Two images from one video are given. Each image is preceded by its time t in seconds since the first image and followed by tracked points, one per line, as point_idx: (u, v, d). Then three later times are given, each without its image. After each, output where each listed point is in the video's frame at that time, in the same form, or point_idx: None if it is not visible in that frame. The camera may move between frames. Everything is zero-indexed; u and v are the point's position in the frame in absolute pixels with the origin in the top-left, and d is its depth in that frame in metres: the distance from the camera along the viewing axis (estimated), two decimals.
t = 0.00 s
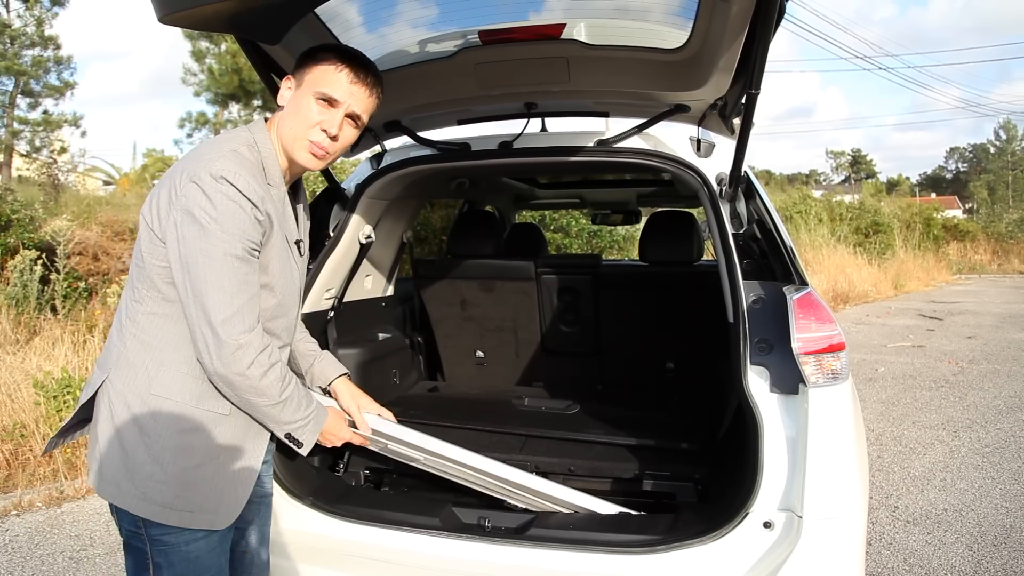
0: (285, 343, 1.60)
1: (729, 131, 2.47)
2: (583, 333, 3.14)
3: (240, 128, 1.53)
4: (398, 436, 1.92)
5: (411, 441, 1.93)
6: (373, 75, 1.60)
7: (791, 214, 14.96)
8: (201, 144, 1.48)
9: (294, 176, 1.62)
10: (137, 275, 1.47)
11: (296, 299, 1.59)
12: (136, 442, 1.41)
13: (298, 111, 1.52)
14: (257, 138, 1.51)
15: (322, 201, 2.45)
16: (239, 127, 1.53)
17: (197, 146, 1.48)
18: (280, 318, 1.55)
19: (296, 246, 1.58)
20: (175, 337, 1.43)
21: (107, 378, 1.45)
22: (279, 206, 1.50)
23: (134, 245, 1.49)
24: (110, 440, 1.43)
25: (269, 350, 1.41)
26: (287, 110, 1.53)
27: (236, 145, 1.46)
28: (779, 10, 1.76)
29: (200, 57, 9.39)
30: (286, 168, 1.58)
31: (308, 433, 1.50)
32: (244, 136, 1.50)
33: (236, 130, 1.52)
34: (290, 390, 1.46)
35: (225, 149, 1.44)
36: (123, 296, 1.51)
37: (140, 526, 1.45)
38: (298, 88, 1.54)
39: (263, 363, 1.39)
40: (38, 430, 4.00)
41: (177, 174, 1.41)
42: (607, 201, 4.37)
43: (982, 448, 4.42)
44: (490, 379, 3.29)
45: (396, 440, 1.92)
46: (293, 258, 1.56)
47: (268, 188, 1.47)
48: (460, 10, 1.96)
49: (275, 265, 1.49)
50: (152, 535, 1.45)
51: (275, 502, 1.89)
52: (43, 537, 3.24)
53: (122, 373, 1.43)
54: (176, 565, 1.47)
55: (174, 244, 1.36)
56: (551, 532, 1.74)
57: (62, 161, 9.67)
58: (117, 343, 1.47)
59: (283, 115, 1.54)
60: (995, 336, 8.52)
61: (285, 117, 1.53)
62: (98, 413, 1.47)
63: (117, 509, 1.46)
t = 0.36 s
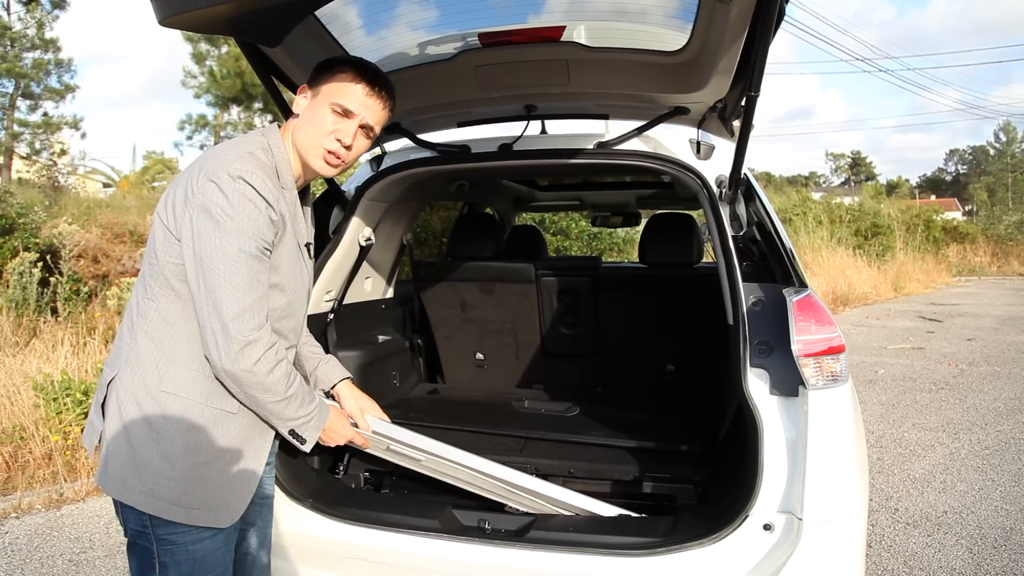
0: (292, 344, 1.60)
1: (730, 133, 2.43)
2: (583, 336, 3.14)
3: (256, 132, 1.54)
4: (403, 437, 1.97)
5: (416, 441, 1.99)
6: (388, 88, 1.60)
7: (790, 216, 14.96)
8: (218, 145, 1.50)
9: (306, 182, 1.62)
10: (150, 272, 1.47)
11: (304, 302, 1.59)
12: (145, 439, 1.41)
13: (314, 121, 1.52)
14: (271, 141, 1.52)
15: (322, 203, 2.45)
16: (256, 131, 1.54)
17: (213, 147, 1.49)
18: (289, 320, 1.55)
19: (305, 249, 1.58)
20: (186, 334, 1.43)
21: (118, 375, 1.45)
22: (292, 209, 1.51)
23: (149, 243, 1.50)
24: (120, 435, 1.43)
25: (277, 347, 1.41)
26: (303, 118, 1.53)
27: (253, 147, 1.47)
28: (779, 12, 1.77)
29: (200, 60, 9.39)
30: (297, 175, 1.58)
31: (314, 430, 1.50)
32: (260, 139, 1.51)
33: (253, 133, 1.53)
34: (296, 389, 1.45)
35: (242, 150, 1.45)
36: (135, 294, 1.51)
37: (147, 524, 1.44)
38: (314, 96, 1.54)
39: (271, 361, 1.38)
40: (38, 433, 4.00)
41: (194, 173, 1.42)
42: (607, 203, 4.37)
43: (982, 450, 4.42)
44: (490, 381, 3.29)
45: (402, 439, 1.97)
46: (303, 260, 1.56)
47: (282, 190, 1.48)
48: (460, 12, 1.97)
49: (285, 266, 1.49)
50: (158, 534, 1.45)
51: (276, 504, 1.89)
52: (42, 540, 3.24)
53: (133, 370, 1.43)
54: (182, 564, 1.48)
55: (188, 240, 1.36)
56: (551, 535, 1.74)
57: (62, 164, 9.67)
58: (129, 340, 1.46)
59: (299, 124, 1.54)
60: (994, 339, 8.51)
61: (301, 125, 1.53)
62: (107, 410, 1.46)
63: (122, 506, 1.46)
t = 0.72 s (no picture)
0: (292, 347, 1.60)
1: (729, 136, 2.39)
2: (582, 337, 3.14)
3: (259, 134, 1.54)
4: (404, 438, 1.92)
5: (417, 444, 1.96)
6: (391, 94, 1.61)
7: (790, 218, 14.97)
8: (220, 147, 1.50)
9: (306, 186, 1.62)
10: (150, 273, 1.47)
11: (305, 303, 1.60)
12: (142, 439, 1.41)
13: (317, 126, 1.52)
14: (273, 144, 1.53)
15: (322, 205, 2.46)
16: (259, 133, 1.55)
17: (215, 148, 1.49)
18: (288, 322, 1.55)
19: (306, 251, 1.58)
20: (185, 335, 1.43)
21: (117, 375, 1.45)
22: (293, 211, 1.51)
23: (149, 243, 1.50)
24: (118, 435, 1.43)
25: (275, 347, 1.41)
26: (305, 123, 1.53)
27: (255, 149, 1.48)
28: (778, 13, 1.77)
29: (200, 61, 9.39)
30: (298, 180, 1.58)
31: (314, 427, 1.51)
32: (262, 141, 1.52)
33: (256, 135, 1.54)
34: (295, 388, 1.45)
35: (244, 152, 1.46)
36: (134, 294, 1.51)
37: (146, 525, 1.44)
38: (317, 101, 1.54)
39: (270, 360, 1.38)
40: (38, 434, 4.00)
41: (196, 173, 1.43)
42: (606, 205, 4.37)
43: (981, 452, 4.42)
44: (489, 383, 3.29)
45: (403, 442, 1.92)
46: (303, 263, 1.56)
47: (283, 192, 1.48)
48: (460, 13, 1.97)
49: (286, 267, 1.49)
50: (157, 535, 1.45)
51: (275, 506, 1.89)
52: (42, 542, 3.24)
53: (131, 369, 1.43)
54: (181, 566, 1.48)
55: (189, 240, 1.37)
56: (551, 537, 1.73)
57: (62, 166, 9.66)
58: (128, 340, 1.46)
59: (301, 128, 1.54)
60: (994, 340, 8.51)
61: (303, 129, 1.53)
62: (106, 410, 1.46)
63: (119, 506, 1.46)
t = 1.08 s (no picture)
0: (287, 349, 1.60)
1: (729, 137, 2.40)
2: (582, 338, 3.14)
3: (248, 136, 1.54)
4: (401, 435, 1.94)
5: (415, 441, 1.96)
6: (382, 88, 1.62)
7: (790, 219, 14.98)
8: (206, 150, 1.49)
9: (300, 186, 1.61)
10: (141, 279, 1.47)
11: (299, 303, 1.59)
12: (137, 443, 1.41)
13: (310, 122, 1.52)
14: (263, 146, 1.52)
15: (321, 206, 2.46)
16: (247, 135, 1.54)
17: (202, 152, 1.48)
18: (282, 323, 1.55)
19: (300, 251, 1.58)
20: (178, 339, 1.43)
21: (111, 380, 1.45)
22: (285, 212, 1.51)
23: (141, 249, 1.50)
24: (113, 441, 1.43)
25: (272, 348, 1.40)
26: (298, 121, 1.53)
27: (243, 151, 1.47)
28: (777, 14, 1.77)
29: (199, 63, 9.37)
30: (292, 178, 1.57)
31: (318, 424, 1.50)
32: (251, 143, 1.51)
33: (245, 137, 1.53)
34: (297, 385, 1.45)
35: (232, 154, 1.45)
36: (127, 300, 1.51)
37: (143, 528, 1.44)
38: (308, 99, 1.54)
39: (267, 362, 1.38)
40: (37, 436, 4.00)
41: (184, 177, 1.42)
42: (606, 206, 4.37)
43: (981, 452, 4.42)
44: (489, 384, 3.29)
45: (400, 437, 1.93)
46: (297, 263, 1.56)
47: (273, 194, 1.47)
48: (458, 14, 1.97)
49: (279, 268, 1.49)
50: (155, 538, 1.45)
51: (276, 507, 1.89)
52: (41, 544, 3.23)
53: (125, 376, 1.43)
54: (179, 568, 1.47)
55: (180, 245, 1.36)
56: (550, 537, 1.73)
57: (61, 167, 9.66)
58: (122, 346, 1.47)
59: (294, 126, 1.53)
60: (993, 341, 8.52)
61: (297, 128, 1.52)
62: (101, 416, 1.46)
63: (116, 511, 1.46)
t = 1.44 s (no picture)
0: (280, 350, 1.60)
1: (728, 137, 2.42)
2: (582, 338, 3.14)
3: (235, 138, 1.52)
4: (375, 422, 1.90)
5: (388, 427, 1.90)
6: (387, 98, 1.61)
7: (788, 219, 14.98)
8: (191, 152, 1.48)
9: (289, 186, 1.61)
10: (129, 283, 1.47)
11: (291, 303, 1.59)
12: (128, 449, 1.41)
13: (328, 145, 1.51)
14: (251, 148, 1.50)
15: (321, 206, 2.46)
16: (234, 136, 1.52)
17: (188, 156, 1.47)
18: (272, 326, 1.55)
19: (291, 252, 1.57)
20: (164, 345, 1.42)
21: (100, 386, 1.46)
22: (273, 215, 1.50)
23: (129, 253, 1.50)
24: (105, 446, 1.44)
25: (260, 354, 1.39)
26: (313, 139, 1.50)
27: (227, 154, 1.45)
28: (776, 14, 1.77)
29: (197, 63, 9.35)
30: (291, 182, 1.57)
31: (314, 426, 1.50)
32: (238, 144, 1.49)
33: (231, 138, 1.51)
34: (289, 389, 1.45)
35: (217, 157, 1.43)
36: (117, 304, 1.51)
37: (146, 530, 1.44)
38: (323, 112, 1.50)
39: (253, 368, 1.37)
40: (36, 437, 3.99)
41: (168, 182, 1.41)
42: (605, 206, 4.37)
43: (979, 453, 4.42)
44: (488, 384, 3.29)
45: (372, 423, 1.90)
46: (288, 264, 1.55)
47: (260, 197, 1.46)
48: (458, 15, 1.98)
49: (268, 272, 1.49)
50: (159, 540, 1.45)
51: (275, 508, 1.89)
52: (41, 544, 3.24)
53: (113, 382, 1.43)
54: (186, 567, 1.48)
55: (165, 251, 1.36)
56: (550, 537, 1.73)
57: (59, 167, 9.66)
58: (110, 352, 1.47)
59: (308, 143, 1.51)
60: (992, 341, 8.52)
61: (311, 147, 1.51)
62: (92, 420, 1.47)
63: (115, 516, 1.47)
